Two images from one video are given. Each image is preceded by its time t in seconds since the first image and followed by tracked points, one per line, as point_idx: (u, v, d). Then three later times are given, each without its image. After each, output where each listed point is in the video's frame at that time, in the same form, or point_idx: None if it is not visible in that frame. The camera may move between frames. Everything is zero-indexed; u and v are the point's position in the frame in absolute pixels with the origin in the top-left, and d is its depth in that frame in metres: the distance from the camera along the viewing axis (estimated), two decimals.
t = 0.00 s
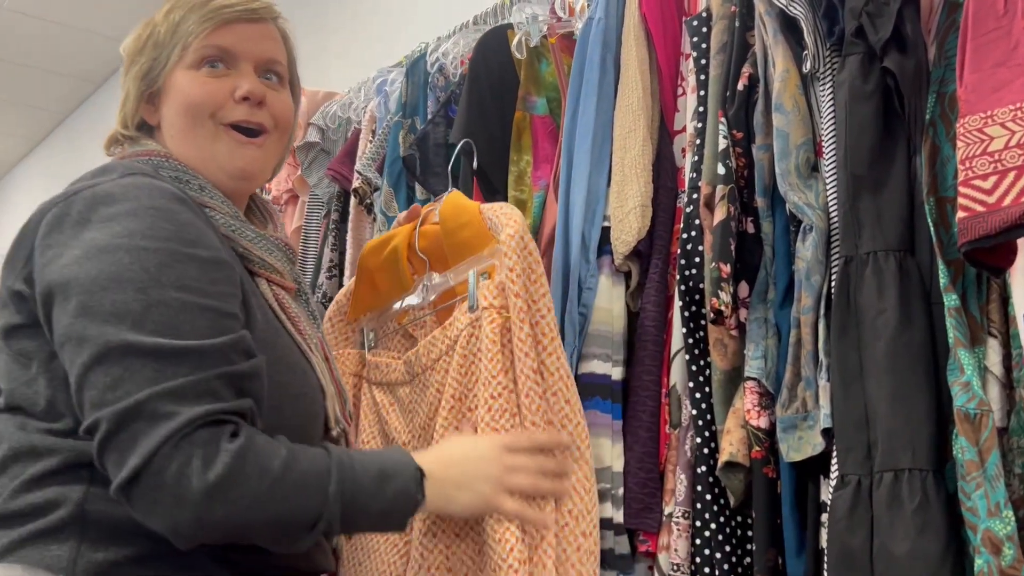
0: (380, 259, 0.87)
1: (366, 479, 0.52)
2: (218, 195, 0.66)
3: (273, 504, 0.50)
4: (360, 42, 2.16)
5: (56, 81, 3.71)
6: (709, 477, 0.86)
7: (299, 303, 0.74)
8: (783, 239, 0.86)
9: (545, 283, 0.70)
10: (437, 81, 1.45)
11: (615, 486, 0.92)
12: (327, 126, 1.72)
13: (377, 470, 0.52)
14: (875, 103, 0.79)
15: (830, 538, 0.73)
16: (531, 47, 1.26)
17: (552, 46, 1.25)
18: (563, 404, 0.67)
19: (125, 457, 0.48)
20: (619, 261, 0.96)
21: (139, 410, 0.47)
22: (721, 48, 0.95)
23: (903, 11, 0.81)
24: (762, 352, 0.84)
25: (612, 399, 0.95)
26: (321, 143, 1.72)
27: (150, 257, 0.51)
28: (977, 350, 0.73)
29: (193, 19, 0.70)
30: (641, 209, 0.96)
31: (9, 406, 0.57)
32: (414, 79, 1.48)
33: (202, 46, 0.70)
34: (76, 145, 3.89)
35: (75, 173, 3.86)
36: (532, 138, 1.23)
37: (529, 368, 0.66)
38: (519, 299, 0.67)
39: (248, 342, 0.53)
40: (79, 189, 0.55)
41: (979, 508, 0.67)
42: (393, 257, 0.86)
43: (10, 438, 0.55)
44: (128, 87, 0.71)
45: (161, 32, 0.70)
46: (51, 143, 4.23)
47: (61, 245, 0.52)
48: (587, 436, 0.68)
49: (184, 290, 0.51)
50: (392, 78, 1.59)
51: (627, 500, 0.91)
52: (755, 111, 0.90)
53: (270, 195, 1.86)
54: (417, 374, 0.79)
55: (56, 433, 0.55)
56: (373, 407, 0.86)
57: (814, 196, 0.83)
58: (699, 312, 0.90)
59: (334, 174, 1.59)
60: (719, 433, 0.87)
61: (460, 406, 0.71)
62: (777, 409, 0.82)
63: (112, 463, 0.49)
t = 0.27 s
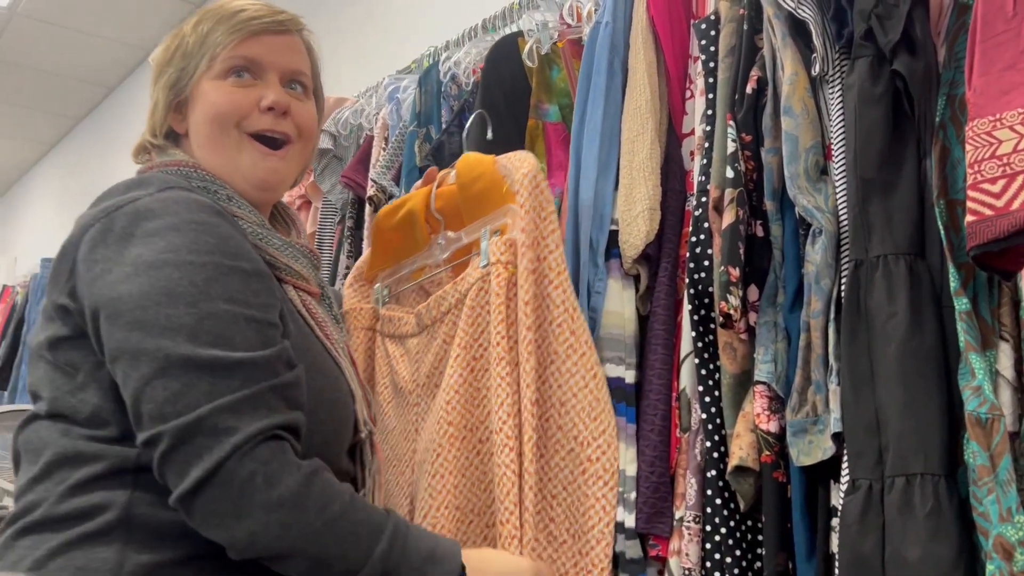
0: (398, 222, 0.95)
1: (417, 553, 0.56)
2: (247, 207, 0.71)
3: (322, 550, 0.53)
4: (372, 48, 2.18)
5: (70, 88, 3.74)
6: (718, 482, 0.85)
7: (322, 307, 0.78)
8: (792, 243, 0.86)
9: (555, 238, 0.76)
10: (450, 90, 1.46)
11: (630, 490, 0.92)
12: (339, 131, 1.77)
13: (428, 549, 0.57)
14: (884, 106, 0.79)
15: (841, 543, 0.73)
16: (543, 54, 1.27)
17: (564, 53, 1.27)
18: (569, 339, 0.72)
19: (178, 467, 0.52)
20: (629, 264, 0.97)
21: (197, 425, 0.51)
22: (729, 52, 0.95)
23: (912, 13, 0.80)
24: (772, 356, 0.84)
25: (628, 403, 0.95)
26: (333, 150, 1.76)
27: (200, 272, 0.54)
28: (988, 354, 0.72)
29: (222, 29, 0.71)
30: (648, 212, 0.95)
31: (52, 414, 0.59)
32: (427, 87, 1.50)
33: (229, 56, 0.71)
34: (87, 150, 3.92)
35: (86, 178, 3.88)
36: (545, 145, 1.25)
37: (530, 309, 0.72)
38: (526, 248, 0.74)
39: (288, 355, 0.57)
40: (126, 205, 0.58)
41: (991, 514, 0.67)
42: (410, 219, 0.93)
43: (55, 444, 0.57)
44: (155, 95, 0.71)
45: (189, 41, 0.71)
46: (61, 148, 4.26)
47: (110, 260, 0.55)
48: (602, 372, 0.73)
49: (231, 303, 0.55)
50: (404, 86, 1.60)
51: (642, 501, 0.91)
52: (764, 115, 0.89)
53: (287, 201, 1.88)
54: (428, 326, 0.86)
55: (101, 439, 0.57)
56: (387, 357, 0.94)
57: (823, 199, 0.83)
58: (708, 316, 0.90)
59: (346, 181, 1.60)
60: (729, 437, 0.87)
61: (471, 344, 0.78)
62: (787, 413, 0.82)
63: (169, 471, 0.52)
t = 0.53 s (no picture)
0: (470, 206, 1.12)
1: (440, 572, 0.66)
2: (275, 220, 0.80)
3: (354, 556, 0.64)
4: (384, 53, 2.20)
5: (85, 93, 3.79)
6: (733, 485, 0.85)
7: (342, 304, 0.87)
8: (807, 244, 0.86)
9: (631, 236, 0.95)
10: (462, 92, 1.47)
11: (653, 489, 0.90)
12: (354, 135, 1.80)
13: (453, 564, 0.67)
14: (899, 107, 0.78)
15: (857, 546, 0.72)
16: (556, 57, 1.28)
17: (575, 54, 1.26)
18: (626, 314, 0.91)
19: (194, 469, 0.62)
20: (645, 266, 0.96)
21: (207, 437, 0.61)
22: (742, 54, 0.95)
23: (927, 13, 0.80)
24: (787, 358, 0.84)
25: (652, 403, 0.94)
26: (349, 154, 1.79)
27: (210, 283, 0.64)
28: (1006, 356, 0.71)
29: (308, 62, 0.81)
30: (666, 215, 0.95)
31: (84, 422, 0.71)
32: (439, 89, 1.50)
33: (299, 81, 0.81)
34: (103, 154, 3.96)
35: (102, 181, 3.92)
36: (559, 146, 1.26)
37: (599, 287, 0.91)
38: (603, 231, 0.93)
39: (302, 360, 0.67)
40: (139, 218, 0.68)
41: (1009, 517, 0.66)
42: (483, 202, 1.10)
43: (89, 450, 0.70)
44: (225, 85, 0.77)
45: (278, 56, 0.79)
46: (78, 153, 4.30)
47: (124, 271, 0.66)
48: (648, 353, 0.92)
49: (241, 313, 0.64)
50: (415, 88, 1.60)
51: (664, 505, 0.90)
52: (778, 116, 0.89)
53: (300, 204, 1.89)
54: (501, 304, 1.03)
55: (132, 445, 0.69)
56: (445, 326, 1.09)
57: (838, 201, 0.83)
58: (722, 318, 0.90)
59: (358, 184, 1.62)
60: (744, 440, 0.87)
61: (546, 320, 0.97)
62: (802, 415, 0.81)
63: (188, 478, 0.63)
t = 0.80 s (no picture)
0: (524, 203, 1.20)
1: (486, 550, 0.67)
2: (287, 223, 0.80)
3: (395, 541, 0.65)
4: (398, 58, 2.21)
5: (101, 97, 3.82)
6: (752, 489, 0.85)
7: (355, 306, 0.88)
8: (824, 248, 0.85)
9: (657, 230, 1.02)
10: (473, 92, 1.47)
11: (676, 485, 0.93)
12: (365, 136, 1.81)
13: (497, 543, 0.67)
14: (916, 108, 0.78)
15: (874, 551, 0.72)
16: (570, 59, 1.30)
17: (592, 58, 1.29)
18: (663, 307, 0.98)
19: (226, 477, 0.64)
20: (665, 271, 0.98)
21: (244, 445, 0.62)
22: (757, 57, 0.94)
23: (943, 14, 0.79)
24: (803, 362, 0.83)
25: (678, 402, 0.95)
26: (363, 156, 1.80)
27: (230, 289, 0.65)
28: None
29: (350, 78, 0.83)
30: (687, 220, 0.95)
31: (99, 429, 0.72)
32: (450, 90, 1.48)
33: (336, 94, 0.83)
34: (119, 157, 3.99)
35: (119, 184, 3.96)
36: (581, 150, 1.33)
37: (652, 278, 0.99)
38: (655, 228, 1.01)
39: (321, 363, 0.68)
40: (153, 228, 0.69)
41: None
42: (538, 199, 1.18)
43: (103, 457, 0.71)
44: (267, 88, 0.78)
45: (321, 68, 0.81)
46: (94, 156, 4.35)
47: (141, 282, 0.66)
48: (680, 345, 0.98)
49: (264, 317, 0.65)
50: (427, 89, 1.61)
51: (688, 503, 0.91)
52: (793, 119, 0.89)
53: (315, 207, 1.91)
54: (550, 295, 1.09)
55: (146, 452, 0.69)
56: (486, 312, 1.15)
57: (854, 204, 0.82)
58: (739, 321, 0.90)
59: (368, 185, 1.62)
60: (762, 444, 0.87)
61: (598, 309, 1.03)
62: (820, 419, 0.81)
63: (228, 489, 0.64)
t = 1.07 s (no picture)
0: (554, 205, 1.20)
1: (517, 547, 0.67)
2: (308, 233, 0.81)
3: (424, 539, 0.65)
4: (415, 62, 2.22)
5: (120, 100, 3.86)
6: (775, 494, 0.85)
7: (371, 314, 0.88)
8: (844, 253, 0.85)
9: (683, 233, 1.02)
10: (487, 94, 1.47)
11: (705, 487, 0.94)
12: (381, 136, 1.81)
13: (529, 539, 0.68)
14: (937, 113, 0.78)
15: (896, 557, 0.72)
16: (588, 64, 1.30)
17: (611, 63, 1.29)
18: (692, 307, 0.98)
19: (251, 480, 0.64)
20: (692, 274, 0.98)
21: (271, 447, 0.63)
22: (777, 61, 0.94)
23: (965, 17, 0.79)
24: (825, 367, 0.83)
25: (709, 406, 0.96)
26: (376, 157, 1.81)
27: (254, 291, 0.66)
28: None
29: (376, 88, 0.84)
30: (714, 226, 0.95)
31: (113, 431, 0.73)
32: (465, 91, 1.49)
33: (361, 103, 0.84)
34: (136, 159, 4.03)
35: (136, 186, 3.99)
36: (609, 156, 1.32)
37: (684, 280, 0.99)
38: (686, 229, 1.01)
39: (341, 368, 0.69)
40: (175, 232, 0.69)
41: None
42: (570, 202, 1.19)
43: (118, 459, 0.71)
44: (296, 94, 0.79)
45: (348, 76, 0.82)
46: (112, 158, 4.39)
47: (164, 285, 0.67)
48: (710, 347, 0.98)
49: (288, 319, 0.66)
50: (442, 90, 1.62)
51: (715, 508, 0.92)
52: (813, 124, 0.89)
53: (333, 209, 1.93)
54: (578, 295, 1.09)
55: (160, 454, 0.70)
56: (512, 310, 1.15)
57: (876, 208, 0.82)
58: (761, 327, 0.90)
59: (383, 186, 1.63)
60: (785, 449, 0.86)
61: (628, 311, 1.03)
62: (841, 425, 0.81)
63: (256, 494, 0.65)
